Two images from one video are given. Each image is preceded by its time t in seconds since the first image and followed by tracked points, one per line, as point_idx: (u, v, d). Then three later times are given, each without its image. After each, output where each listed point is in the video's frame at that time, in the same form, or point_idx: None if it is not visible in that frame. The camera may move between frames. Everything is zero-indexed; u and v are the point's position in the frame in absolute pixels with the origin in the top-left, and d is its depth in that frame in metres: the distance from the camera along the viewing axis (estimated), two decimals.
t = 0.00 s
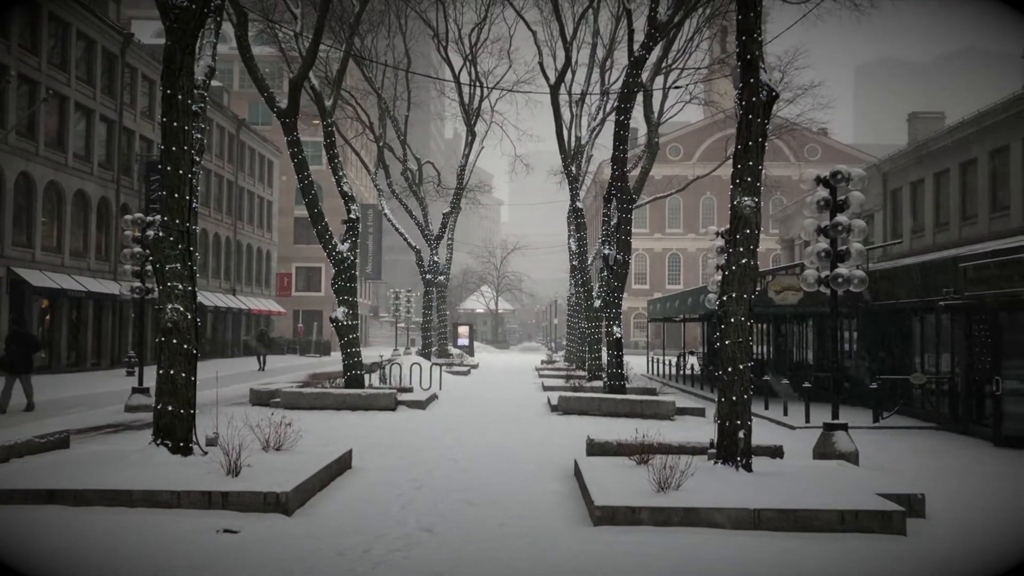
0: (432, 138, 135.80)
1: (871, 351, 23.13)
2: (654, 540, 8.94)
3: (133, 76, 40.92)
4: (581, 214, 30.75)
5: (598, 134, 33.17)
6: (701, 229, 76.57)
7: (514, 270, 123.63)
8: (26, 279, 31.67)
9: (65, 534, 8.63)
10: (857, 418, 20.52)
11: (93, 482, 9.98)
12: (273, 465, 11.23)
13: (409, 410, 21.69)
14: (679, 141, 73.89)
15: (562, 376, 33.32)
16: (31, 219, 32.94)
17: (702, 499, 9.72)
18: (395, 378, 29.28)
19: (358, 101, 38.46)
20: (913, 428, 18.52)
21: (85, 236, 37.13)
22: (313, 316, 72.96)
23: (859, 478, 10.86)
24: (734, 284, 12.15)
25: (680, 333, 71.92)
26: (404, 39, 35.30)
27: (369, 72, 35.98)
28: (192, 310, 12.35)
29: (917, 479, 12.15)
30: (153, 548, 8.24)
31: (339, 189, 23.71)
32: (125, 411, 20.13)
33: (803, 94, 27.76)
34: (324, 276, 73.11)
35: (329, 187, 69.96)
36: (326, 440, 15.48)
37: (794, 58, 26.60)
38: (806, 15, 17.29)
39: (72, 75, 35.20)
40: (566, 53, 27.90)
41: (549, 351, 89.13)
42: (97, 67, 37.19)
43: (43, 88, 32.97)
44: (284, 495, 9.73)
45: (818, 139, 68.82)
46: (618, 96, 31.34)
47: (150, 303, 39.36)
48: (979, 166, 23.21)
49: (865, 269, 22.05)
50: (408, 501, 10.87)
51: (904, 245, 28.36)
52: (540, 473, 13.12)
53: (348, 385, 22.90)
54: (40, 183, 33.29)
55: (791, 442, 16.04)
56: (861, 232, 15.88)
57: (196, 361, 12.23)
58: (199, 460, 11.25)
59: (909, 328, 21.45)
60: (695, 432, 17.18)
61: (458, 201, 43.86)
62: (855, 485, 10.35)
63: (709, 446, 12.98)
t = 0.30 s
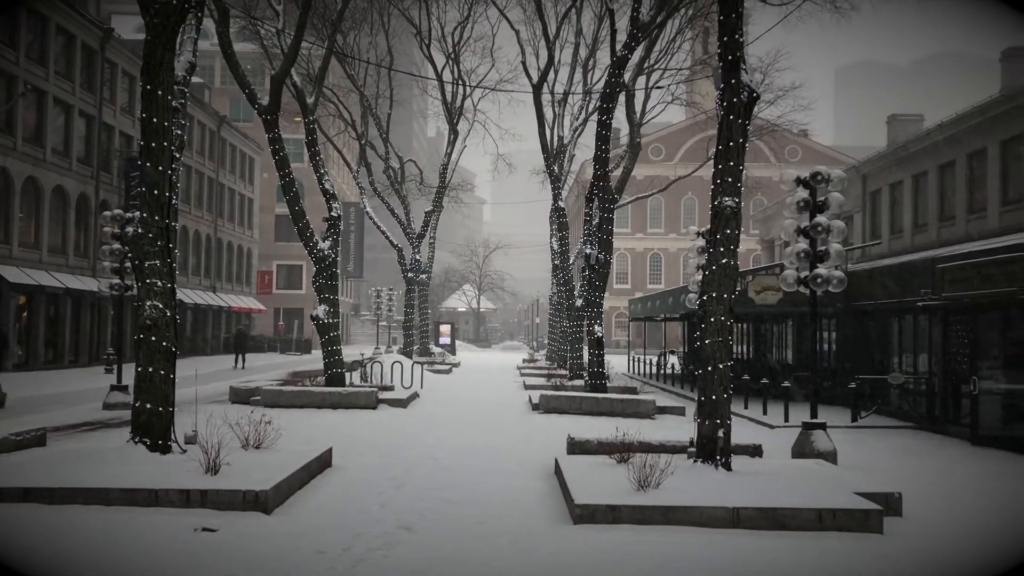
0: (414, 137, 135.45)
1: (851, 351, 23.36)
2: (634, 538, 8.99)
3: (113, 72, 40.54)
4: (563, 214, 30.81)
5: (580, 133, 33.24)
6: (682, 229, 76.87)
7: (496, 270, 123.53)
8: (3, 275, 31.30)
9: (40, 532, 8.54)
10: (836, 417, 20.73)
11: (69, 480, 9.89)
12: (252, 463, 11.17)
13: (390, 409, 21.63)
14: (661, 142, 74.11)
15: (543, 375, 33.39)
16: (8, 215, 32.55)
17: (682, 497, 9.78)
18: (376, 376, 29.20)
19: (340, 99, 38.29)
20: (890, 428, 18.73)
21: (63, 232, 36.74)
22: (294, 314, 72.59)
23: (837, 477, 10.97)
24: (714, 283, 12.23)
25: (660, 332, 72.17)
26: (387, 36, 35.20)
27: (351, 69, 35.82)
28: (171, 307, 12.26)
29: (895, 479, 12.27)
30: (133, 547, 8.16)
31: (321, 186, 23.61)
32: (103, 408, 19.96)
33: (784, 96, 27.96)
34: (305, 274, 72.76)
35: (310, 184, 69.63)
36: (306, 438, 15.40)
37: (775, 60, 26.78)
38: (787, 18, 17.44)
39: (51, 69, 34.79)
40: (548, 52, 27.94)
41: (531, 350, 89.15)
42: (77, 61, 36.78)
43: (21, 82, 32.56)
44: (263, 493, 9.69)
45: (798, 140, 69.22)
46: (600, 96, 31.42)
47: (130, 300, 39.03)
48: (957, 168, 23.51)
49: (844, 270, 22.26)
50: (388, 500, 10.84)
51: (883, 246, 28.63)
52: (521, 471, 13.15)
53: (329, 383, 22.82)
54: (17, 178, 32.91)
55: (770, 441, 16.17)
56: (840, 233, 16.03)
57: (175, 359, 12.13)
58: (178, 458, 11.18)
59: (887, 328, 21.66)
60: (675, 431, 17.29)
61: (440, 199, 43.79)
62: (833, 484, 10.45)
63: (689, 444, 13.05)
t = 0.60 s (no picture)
0: (384, 135, 134.77)
1: (818, 350, 23.70)
2: (603, 536, 9.04)
3: (78, 67, 39.86)
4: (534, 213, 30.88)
5: (551, 133, 33.33)
6: (652, 229, 77.25)
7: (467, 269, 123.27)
8: None
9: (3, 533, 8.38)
10: (803, 416, 21.00)
11: (33, 481, 9.72)
12: (220, 463, 11.06)
13: (360, 408, 21.52)
14: (631, 142, 74.43)
15: (514, 375, 33.43)
16: None
17: (651, 495, 9.85)
18: (346, 376, 29.04)
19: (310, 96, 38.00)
20: (856, 426, 19.02)
21: (27, 229, 36.07)
22: (263, 314, 71.94)
23: (804, 475, 11.11)
24: (684, 283, 12.33)
25: (631, 332, 72.54)
26: (358, 34, 35.01)
27: (321, 67, 35.57)
28: (138, 306, 12.09)
29: (860, 476, 12.46)
30: (103, 549, 8.05)
31: (290, 185, 23.42)
32: (68, 409, 19.64)
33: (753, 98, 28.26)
34: (274, 273, 72.13)
35: (279, 182, 69.04)
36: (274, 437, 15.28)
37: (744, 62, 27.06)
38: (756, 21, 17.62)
39: (15, 64, 34.12)
40: (520, 52, 27.99)
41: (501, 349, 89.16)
42: (41, 56, 36.12)
43: None
44: (232, 493, 9.60)
45: (767, 142, 69.92)
46: (571, 97, 31.53)
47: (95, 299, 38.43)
48: (922, 170, 24.01)
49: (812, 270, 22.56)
50: (359, 499, 10.80)
51: (849, 247, 29.07)
52: (492, 470, 13.17)
53: (299, 382, 22.65)
54: None
55: (738, 439, 16.34)
56: (807, 234, 16.25)
57: (142, 358, 11.98)
58: (145, 458, 11.03)
59: (853, 328, 21.99)
60: (645, 430, 17.40)
61: (411, 198, 43.65)
62: (800, 481, 10.59)
63: (658, 442, 13.15)
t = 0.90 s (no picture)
0: (342, 133, 133.40)
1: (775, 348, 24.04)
2: (566, 535, 9.01)
3: (27, 60, 38.71)
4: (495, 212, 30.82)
5: (511, 133, 33.30)
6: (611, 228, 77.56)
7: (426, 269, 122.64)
8: None
9: None
10: (760, 413, 21.26)
11: None
12: (175, 465, 10.79)
13: (318, 408, 21.23)
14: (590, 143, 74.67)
15: (474, 374, 33.33)
16: None
17: (612, 493, 9.86)
18: (303, 376, 28.66)
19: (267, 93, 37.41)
20: (812, 423, 19.32)
21: None
22: (218, 313, 70.76)
23: (762, 472, 11.22)
24: (644, 282, 12.38)
25: (590, 331, 72.82)
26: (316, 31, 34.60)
27: (279, 64, 35.06)
28: (90, 304, 11.74)
29: (816, 473, 12.63)
30: (52, 553, 7.78)
31: (247, 182, 23.02)
32: (15, 411, 19.05)
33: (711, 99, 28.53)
34: (230, 272, 70.98)
35: (235, 180, 67.98)
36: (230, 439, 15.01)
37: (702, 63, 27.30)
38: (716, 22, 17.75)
39: None
40: (480, 50, 27.91)
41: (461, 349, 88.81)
42: None
43: None
44: (188, 495, 9.36)
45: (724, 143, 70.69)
46: (532, 96, 31.52)
47: (43, 298, 37.35)
48: (875, 171, 24.57)
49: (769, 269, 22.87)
50: (318, 500, 10.63)
51: (804, 247, 29.55)
52: (452, 470, 13.09)
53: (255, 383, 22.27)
54: None
55: (698, 437, 16.46)
56: (764, 233, 16.44)
57: (94, 357, 11.64)
58: (97, 460, 10.71)
59: (808, 326, 22.33)
60: (605, 428, 17.45)
61: (369, 196, 43.27)
62: (758, 479, 10.68)
63: (618, 441, 13.18)
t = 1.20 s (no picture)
0: (289, 131, 131.35)
1: (722, 348, 24.44)
2: (518, 535, 9.00)
3: None
4: (445, 212, 30.69)
5: (461, 132, 33.20)
6: (561, 229, 77.52)
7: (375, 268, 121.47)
8: None
9: None
10: (707, 412, 21.58)
11: None
12: (117, 469, 10.48)
13: (265, 410, 20.85)
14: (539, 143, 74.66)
15: (424, 374, 33.16)
16: None
17: (563, 493, 9.88)
18: (249, 377, 28.14)
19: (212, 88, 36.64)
20: (758, 421, 19.67)
21: None
22: (161, 313, 69.08)
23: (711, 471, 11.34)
24: (595, 282, 12.43)
25: (540, 330, 72.95)
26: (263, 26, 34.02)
27: (225, 59, 34.37)
28: (27, 305, 11.32)
29: (764, 471, 12.82)
30: None
31: (192, 179, 22.50)
32: None
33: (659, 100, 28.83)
34: (174, 271, 69.36)
35: (179, 177, 66.43)
36: (175, 442, 14.65)
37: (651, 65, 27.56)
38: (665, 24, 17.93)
39: None
40: (430, 49, 27.74)
41: (410, 349, 88.21)
42: None
43: None
44: (132, 500, 9.09)
45: (672, 144, 71.40)
46: (482, 95, 31.47)
47: None
48: (819, 174, 25.14)
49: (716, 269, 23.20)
50: (268, 503, 10.44)
51: (751, 247, 30.05)
52: (402, 471, 12.98)
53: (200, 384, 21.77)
54: None
55: (647, 436, 16.61)
56: (712, 234, 16.65)
57: (32, 359, 11.23)
58: (36, 465, 10.35)
59: (753, 325, 22.71)
60: (556, 428, 17.48)
61: (317, 195, 42.69)
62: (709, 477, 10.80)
63: (569, 440, 13.23)
